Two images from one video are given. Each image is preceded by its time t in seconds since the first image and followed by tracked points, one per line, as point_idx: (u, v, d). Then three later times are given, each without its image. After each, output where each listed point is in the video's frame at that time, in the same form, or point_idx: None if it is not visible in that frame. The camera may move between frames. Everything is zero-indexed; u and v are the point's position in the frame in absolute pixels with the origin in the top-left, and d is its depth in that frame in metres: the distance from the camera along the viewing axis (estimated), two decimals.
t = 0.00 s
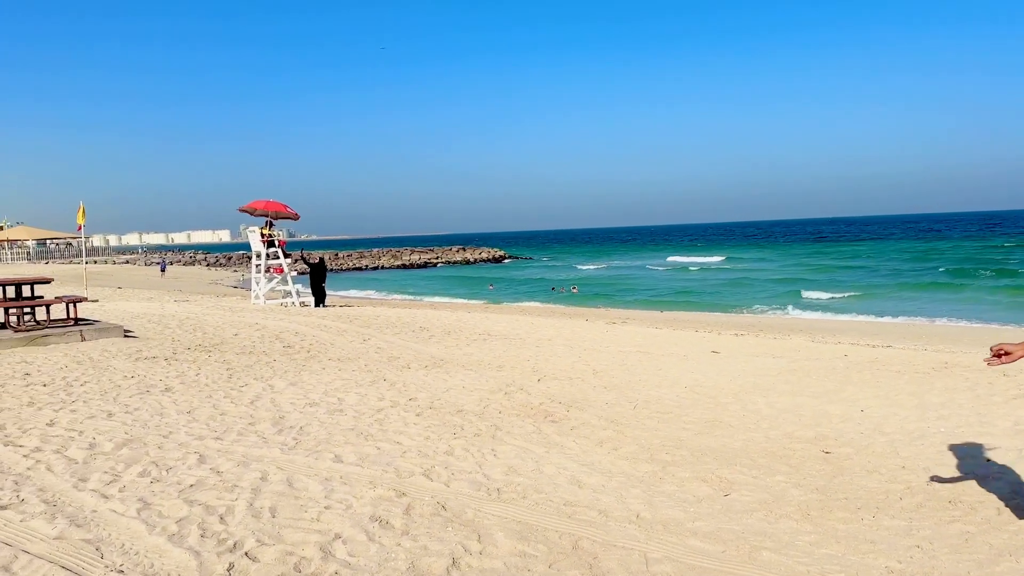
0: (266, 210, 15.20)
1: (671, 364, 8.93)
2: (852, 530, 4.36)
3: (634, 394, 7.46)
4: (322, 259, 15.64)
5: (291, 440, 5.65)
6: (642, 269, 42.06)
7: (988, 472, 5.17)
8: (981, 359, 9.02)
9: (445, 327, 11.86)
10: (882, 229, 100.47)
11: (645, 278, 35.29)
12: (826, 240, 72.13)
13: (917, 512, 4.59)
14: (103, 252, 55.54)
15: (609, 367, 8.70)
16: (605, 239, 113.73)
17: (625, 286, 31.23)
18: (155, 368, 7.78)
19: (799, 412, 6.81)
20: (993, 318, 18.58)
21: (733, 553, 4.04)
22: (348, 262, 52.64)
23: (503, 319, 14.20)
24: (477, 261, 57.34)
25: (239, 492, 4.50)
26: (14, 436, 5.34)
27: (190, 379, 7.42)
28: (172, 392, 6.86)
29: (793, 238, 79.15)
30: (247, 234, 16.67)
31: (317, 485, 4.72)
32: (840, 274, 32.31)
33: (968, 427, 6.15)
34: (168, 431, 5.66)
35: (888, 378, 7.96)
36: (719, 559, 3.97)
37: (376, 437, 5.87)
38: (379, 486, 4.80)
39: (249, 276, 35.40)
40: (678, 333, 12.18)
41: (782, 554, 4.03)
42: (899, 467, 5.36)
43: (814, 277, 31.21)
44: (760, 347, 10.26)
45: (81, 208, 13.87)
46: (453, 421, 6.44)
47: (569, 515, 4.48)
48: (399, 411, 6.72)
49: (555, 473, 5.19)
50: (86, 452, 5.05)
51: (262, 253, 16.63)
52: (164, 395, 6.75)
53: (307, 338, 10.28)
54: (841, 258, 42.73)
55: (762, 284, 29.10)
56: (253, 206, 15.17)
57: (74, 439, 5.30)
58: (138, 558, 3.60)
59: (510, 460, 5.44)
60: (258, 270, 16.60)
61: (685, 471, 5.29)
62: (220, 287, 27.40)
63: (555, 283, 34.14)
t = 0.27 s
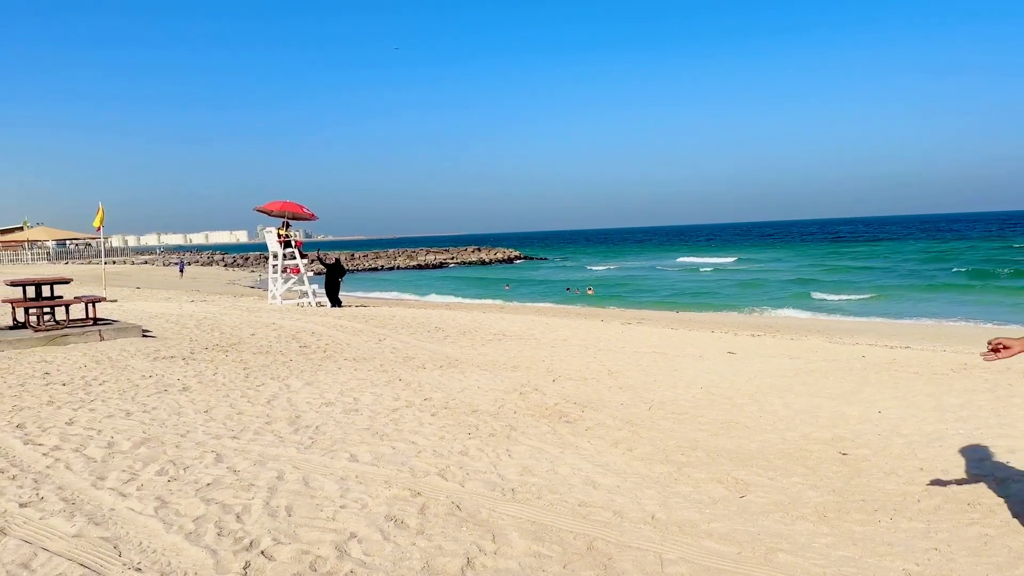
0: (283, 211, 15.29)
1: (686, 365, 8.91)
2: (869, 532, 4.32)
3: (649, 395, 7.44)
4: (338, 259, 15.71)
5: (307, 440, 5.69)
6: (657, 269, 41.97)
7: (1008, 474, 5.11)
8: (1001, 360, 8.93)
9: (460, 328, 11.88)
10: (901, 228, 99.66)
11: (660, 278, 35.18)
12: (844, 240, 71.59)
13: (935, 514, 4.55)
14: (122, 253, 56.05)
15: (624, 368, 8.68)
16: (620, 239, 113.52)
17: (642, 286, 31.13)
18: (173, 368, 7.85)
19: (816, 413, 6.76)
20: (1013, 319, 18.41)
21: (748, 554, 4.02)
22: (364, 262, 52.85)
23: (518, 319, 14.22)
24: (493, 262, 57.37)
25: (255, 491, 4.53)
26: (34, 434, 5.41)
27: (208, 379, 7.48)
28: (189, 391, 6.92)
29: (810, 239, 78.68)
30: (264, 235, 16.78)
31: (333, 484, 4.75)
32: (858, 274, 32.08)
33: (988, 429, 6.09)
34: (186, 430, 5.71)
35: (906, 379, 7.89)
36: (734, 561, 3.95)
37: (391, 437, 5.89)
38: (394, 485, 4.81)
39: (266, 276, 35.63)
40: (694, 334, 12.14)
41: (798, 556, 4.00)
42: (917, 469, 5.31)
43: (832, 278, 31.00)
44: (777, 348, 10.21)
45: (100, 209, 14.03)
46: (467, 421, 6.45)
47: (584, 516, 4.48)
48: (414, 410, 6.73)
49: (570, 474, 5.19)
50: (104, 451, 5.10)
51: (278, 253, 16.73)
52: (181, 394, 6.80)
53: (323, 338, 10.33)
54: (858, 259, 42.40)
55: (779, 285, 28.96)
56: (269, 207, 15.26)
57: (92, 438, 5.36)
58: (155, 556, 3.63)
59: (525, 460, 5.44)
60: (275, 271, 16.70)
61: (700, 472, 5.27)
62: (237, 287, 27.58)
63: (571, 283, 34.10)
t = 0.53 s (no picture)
0: (299, 211, 15.36)
1: (700, 365, 8.88)
2: (884, 534, 4.29)
3: (663, 395, 7.42)
4: (353, 259, 15.77)
5: (321, 439, 5.72)
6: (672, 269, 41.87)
7: None
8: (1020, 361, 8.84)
9: (474, 328, 11.90)
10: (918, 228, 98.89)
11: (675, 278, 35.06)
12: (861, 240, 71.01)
13: (952, 516, 4.51)
14: (140, 253, 56.51)
15: (638, 369, 8.66)
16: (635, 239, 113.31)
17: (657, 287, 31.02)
18: (189, 367, 7.91)
19: (832, 414, 6.72)
20: None
21: (763, 556, 4.01)
22: (379, 262, 53.00)
23: (532, 319, 14.23)
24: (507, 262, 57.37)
25: (270, 490, 4.56)
26: (52, 433, 5.47)
27: (223, 378, 7.53)
28: (205, 390, 6.96)
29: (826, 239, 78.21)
30: (279, 235, 16.87)
31: (347, 483, 4.77)
32: (874, 275, 31.83)
33: (1006, 430, 6.03)
34: (202, 429, 5.75)
35: (923, 380, 7.83)
36: (748, 562, 3.93)
37: (405, 436, 5.90)
38: (408, 485, 4.83)
39: (281, 276, 35.81)
40: (708, 334, 12.11)
41: (813, 558, 3.98)
42: (934, 471, 5.26)
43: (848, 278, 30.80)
44: (792, 349, 10.16)
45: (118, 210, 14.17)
46: (481, 420, 6.46)
47: (597, 516, 4.47)
48: (428, 410, 6.75)
49: (584, 474, 5.19)
50: (121, 449, 5.14)
51: (294, 253, 16.82)
52: (197, 393, 6.85)
53: (337, 337, 10.37)
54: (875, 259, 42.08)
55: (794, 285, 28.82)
56: (285, 207, 15.34)
57: (109, 437, 5.41)
58: (171, 554, 3.66)
59: (538, 460, 5.44)
60: (290, 271, 16.79)
61: (714, 473, 5.25)
62: (253, 287, 27.74)
63: (585, 283, 34.05)
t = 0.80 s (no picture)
0: (313, 211, 15.43)
1: (714, 365, 8.85)
2: (899, 535, 4.26)
3: (676, 395, 7.40)
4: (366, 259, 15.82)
5: (335, 438, 5.74)
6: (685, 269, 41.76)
7: None
8: None
9: (487, 327, 11.92)
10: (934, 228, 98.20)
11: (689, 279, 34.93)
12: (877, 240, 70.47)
13: (968, 517, 4.47)
14: (155, 253, 56.96)
15: (651, 369, 8.64)
16: (648, 240, 113.23)
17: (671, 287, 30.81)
18: (204, 366, 7.96)
19: (847, 415, 6.68)
20: None
21: (777, 557, 3.98)
22: (392, 262, 53.06)
23: (545, 318, 14.25)
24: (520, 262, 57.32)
25: (284, 488, 4.59)
26: (69, 431, 5.52)
27: (238, 377, 7.58)
28: (219, 389, 7.01)
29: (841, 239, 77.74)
30: (294, 235, 16.94)
31: (360, 482, 4.78)
32: (890, 275, 31.59)
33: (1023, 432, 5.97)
34: (216, 427, 5.79)
35: (940, 380, 7.78)
36: (761, 563, 3.92)
37: (418, 435, 5.91)
38: (421, 484, 4.84)
39: (295, 276, 35.98)
40: (722, 334, 12.08)
41: (827, 559, 3.96)
42: (950, 472, 5.22)
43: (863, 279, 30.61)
44: (806, 349, 10.11)
45: (134, 210, 14.28)
46: (494, 420, 6.47)
47: (610, 516, 4.47)
48: (441, 410, 6.76)
49: (596, 474, 5.18)
50: (136, 448, 5.19)
51: (308, 253, 16.88)
52: (211, 392, 6.90)
53: (351, 337, 10.40)
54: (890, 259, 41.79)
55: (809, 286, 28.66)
56: (299, 207, 15.41)
57: (125, 435, 5.45)
58: (185, 552, 3.69)
59: (551, 460, 5.44)
60: (304, 270, 16.85)
61: (728, 474, 5.23)
62: (267, 287, 27.85)
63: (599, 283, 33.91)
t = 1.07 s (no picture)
0: (326, 211, 15.48)
1: (728, 365, 8.82)
2: (915, 536, 4.23)
3: (689, 396, 7.37)
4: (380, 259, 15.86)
5: (348, 437, 5.76)
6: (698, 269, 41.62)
7: None
8: None
9: (499, 327, 11.93)
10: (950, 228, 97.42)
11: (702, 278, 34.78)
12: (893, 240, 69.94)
13: (984, 519, 4.43)
14: (171, 252, 57.36)
15: (664, 369, 8.61)
16: (661, 239, 112.98)
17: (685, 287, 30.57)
18: (219, 365, 8.01)
19: (861, 416, 6.64)
20: None
21: (791, 558, 3.96)
22: (404, 262, 52.99)
23: (558, 318, 14.25)
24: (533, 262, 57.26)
25: (297, 487, 4.61)
26: (84, 429, 5.57)
27: (252, 376, 7.62)
28: (234, 388, 7.04)
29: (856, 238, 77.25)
30: (307, 234, 17.01)
31: (373, 481, 4.80)
32: (906, 276, 31.37)
33: None
34: (230, 426, 5.82)
35: (955, 381, 7.72)
36: (775, 564, 3.90)
37: (431, 435, 5.92)
38: (433, 483, 4.84)
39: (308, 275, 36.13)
40: (735, 334, 12.03)
41: (841, 561, 3.93)
42: (966, 473, 5.18)
43: (879, 279, 30.40)
44: (821, 349, 10.05)
45: (149, 210, 14.39)
46: (506, 420, 6.47)
47: (622, 517, 4.46)
48: (454, 409, 6.77)
49: (609, 474, 5.17)
50: (151, 446, 5.23)
51: (321, 252, 16.95)
52: (226, 391, 6.94)
53: (363, 336, 10.42)
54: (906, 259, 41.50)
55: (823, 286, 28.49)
56: (313, 207, 15.48)
57: (140, 433, 5.49)
58: (199, 550, 3.71)
59: (563, 460, 5.44)
60: (318, 270, 16.90)
61: (741, 474, 5.21)
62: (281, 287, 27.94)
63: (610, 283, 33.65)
